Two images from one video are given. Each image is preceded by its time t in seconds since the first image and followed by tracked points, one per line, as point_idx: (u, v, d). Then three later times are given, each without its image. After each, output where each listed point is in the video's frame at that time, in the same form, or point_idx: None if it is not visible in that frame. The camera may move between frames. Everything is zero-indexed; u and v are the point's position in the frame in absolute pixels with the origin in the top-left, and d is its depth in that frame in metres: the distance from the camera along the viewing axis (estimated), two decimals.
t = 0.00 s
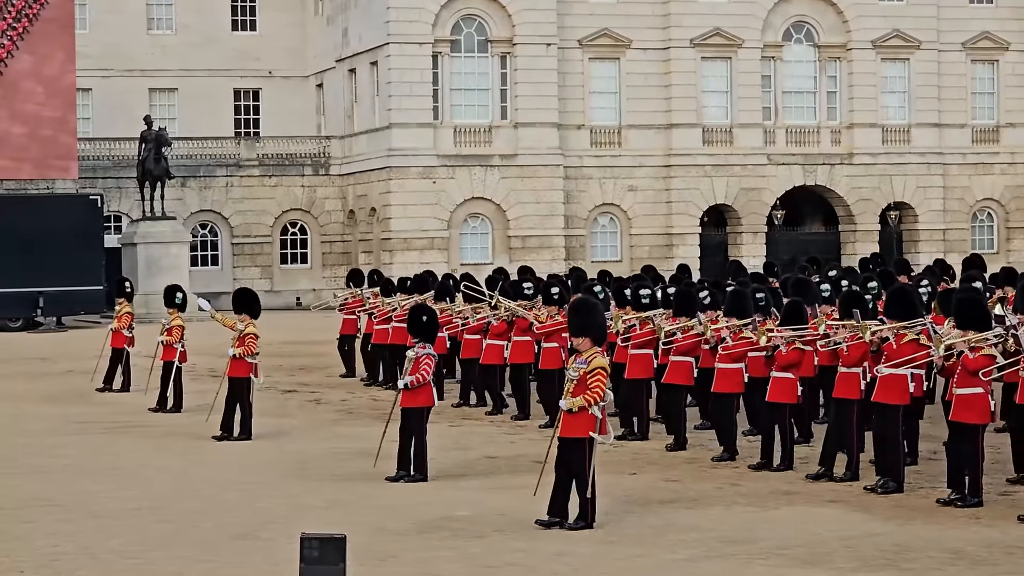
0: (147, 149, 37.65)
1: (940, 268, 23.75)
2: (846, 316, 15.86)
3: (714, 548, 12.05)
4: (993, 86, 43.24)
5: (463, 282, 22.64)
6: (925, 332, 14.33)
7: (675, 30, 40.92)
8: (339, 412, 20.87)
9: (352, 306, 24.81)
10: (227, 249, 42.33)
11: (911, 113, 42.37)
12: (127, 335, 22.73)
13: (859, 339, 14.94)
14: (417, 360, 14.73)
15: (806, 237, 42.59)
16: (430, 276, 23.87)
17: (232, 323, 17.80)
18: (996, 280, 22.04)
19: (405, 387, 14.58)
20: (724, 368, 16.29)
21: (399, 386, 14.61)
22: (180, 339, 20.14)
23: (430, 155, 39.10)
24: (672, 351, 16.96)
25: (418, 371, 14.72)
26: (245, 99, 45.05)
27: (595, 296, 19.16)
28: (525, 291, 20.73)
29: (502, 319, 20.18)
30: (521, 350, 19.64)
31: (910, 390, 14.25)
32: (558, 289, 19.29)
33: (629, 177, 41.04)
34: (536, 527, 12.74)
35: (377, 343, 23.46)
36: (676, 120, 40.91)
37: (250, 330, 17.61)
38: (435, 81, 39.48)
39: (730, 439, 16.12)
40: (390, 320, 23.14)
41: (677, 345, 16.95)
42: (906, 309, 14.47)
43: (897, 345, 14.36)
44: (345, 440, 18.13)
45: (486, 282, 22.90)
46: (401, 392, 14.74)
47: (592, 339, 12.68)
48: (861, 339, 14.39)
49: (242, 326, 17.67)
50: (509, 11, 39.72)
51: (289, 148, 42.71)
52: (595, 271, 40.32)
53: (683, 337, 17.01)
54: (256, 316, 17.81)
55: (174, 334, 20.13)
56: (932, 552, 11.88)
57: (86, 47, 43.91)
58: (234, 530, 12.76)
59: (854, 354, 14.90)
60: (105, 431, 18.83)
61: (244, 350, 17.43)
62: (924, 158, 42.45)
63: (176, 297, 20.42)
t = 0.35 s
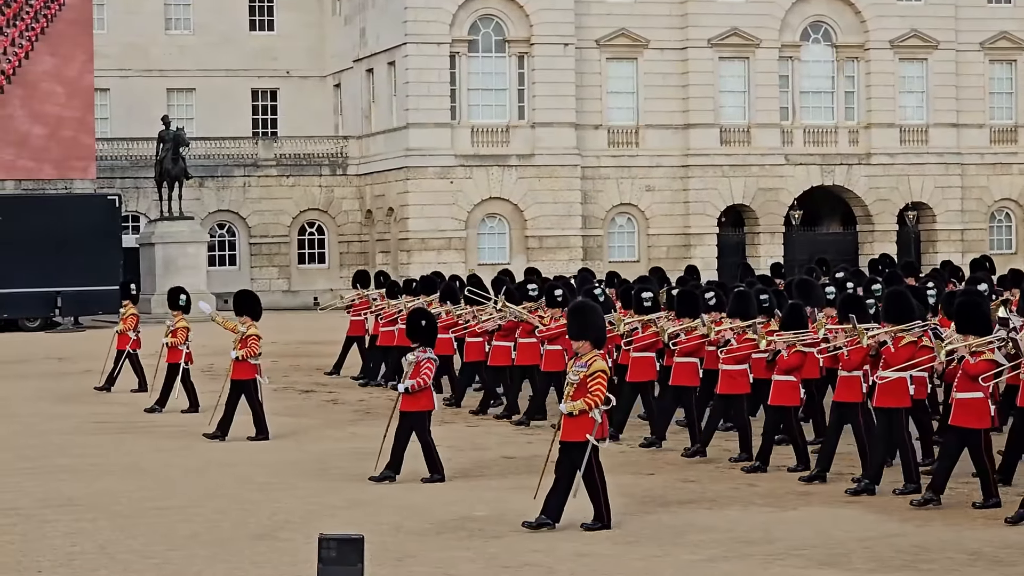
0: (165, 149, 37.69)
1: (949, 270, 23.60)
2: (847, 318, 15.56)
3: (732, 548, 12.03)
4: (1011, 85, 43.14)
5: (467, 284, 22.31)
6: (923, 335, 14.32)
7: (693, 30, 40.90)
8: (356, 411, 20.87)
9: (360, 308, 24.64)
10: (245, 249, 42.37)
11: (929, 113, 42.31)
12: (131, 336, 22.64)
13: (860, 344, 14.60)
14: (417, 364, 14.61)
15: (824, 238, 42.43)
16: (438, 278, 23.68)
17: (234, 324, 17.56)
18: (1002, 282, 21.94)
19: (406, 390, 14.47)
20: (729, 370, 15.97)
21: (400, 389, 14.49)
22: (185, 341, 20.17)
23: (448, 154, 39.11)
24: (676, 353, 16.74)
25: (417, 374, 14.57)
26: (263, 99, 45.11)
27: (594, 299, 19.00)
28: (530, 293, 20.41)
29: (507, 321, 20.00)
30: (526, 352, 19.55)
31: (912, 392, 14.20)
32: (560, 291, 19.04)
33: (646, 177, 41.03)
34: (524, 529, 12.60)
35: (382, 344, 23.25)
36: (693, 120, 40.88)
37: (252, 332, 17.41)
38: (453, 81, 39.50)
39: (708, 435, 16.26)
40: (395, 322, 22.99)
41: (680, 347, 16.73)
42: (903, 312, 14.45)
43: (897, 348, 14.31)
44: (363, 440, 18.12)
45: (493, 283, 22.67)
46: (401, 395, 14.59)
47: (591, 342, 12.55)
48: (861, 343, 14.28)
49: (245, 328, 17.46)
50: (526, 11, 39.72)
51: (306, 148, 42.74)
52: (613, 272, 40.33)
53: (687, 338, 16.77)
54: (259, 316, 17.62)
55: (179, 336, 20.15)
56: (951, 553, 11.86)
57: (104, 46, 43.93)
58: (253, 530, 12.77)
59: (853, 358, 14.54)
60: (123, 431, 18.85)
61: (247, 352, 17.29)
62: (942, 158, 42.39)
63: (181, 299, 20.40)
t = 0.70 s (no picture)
0: (190, 150, 37.72)
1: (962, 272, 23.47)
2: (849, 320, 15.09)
3: (758, 550, 12.02)
4: None
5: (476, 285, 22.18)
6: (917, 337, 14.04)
7: (717, 31, 40.89)
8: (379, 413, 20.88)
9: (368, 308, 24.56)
10: (269, 250, 42.40)
11: (953, 114, 42.24)
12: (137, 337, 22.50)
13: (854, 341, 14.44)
14: (413, 366, 14.22)
15: (848, 240, 42.22)
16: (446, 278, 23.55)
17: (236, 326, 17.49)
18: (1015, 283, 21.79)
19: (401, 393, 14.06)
20: (732, 375, 15.57)
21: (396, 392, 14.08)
22: (190, 342, 20.02)
23: (472, 155, 39.14)
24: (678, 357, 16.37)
25: (414, 376, 14.18)
26: (286, 100, 45.20)
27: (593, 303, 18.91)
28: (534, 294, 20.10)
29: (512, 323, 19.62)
30: (530, 353, 19.09)
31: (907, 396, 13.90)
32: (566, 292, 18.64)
33: (670, 178, 41.02)
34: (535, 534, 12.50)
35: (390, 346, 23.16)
36: (717, 121, 40.86)
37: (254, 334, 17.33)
38: (477, 81, 39.53)
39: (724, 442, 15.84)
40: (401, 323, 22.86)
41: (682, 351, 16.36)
42: (899, 315, 14.20)
43: (891, 351, 14.01)
44: (388, 441, 18.12)
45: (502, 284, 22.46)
46: (397, 397, 14.24)
47: (589, 345, 12.39)
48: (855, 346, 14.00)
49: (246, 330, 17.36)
50: (551, 12, 39.74)
51: (330, 149, 42.77)
52: (637, 273, 40.33)
53: (688, 343, 16.43)
54: (261, 317, 17.47)
55: (184, 336, 20.01)
56: (977, 556, 11.83)
57: (129, 48, 44.02)
58: (278, 532, 12.79)
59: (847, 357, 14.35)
60: (149, 431, 18.89)
61: (247, 353, 17.17)
62: (966, 158, 42.26)
63: (187, 300, 20.37)
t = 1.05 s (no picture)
0: (224, 152, 37.82)
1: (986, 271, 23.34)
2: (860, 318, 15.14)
3: (791, 552, 12.04)
4: None
5: (497, 288, 22.15)
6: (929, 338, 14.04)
7: (751, 32, 40.82)
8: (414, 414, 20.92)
9: (388, 310, 24.50)
10: (303, 251, 42.47)
11: (988, 116, 42.08)
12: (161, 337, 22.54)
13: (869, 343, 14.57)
14: (428, 365, 14.34)
15: (883, 241, 42.22)
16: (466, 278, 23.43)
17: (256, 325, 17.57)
18: None
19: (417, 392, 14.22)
20: (744, 374, 15.64)
21: (411, 391, 14.24)
22: (212, 343, 20.08)
23: (506, 157, 39.16)
24: (693, 358, 16.37)
25: (430, 375, 14.32)
26: (321, 102, 45.30)
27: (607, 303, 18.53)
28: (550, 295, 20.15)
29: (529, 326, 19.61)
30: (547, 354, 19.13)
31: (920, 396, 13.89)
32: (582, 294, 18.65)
33: (705, 180, 41.03)
34: (552, 539, 12.38)
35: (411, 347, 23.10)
36: (752, 123, 40.82)
37: (273, 335, 17.39)
38: (511, 83, 39.57)
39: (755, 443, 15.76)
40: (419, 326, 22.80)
41: (697, 351, 16.38)
42: (909, 317, 14.17)
43: (903, 353, 14.04)
44: (423, 443, 18.16)
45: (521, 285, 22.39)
46: (413, 397, 14.31)
47: (600, 347, 12.45)
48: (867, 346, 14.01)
49: (266, 330, 17.43)
50: (585, 14, 39.71)
51: (364, 151, 42.79)
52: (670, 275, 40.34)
53: (704, 345, 16.46)
54: (280, 316, 17.55)
55: (205, 337, 20.07)
56: (1009, 559, 11.82)
57: (164, 50, 44.18)
58: (312, 533, 12.83)
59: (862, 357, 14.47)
60: (181, 432, 18.95)
61: (267, 354, 17.25)
62: (1002, 160, 42.06)
63: (206, 301, 20.48)
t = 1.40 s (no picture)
0: (262, 155, 37.90)
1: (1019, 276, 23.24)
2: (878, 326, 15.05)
3: (829, 556, 12.01)
4: None
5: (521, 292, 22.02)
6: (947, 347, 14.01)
7: (789, 35, 40.74)
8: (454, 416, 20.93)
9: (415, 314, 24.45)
10: (341, 254, 42.55)
11: None
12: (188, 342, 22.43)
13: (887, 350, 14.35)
14: (448, 370, 14.24)
15: (921, 244, 42.13)
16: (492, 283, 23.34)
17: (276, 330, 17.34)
18: None
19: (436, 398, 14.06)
20: (766, 379, 15.59)
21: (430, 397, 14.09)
22: (235, 348, 20.04)
23: (543, 160, 39.16)
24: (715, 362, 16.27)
25: (449, 381, 14.16)
26: (359, 105, 45.30)
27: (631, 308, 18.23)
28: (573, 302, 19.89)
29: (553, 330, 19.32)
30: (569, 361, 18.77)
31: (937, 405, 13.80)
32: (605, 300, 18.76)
33: (743, 183, 41.02)
34: (551, 542, 12.39)
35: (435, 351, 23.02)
36: (790, 126, 40.77)
37: (293, 340, 17.18)
38: (548, 86, 39.54)
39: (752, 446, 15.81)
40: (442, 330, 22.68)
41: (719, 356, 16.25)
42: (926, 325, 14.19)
43: (919, 359, 14.02)
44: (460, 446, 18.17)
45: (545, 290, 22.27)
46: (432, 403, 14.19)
47: (615, 353, 12.24)
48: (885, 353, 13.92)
49: (286, 336, 17.21)
50: (622, 16, 39.68)
51: (402, 154, 42.84)
52: (707, 278, 40.32)
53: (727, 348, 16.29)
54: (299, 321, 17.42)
55: (228, 343, 20.03)
56: None
57: (202, 54, 44.30)
58: (351, 536, 12.84)
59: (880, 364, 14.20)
60: (219, 435, 18.94)
61: (287, 360, 17.08)
62: None
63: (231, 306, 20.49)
